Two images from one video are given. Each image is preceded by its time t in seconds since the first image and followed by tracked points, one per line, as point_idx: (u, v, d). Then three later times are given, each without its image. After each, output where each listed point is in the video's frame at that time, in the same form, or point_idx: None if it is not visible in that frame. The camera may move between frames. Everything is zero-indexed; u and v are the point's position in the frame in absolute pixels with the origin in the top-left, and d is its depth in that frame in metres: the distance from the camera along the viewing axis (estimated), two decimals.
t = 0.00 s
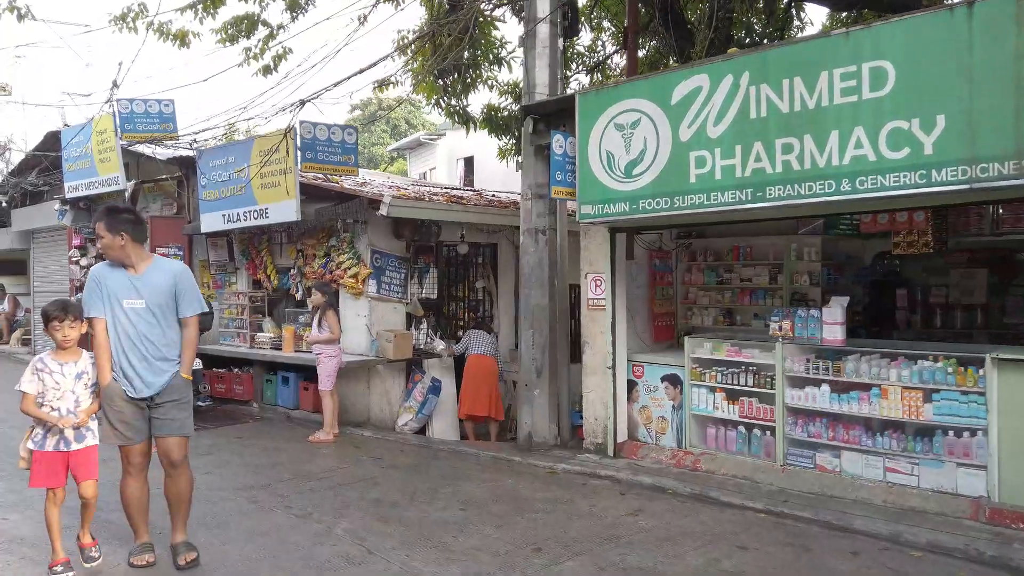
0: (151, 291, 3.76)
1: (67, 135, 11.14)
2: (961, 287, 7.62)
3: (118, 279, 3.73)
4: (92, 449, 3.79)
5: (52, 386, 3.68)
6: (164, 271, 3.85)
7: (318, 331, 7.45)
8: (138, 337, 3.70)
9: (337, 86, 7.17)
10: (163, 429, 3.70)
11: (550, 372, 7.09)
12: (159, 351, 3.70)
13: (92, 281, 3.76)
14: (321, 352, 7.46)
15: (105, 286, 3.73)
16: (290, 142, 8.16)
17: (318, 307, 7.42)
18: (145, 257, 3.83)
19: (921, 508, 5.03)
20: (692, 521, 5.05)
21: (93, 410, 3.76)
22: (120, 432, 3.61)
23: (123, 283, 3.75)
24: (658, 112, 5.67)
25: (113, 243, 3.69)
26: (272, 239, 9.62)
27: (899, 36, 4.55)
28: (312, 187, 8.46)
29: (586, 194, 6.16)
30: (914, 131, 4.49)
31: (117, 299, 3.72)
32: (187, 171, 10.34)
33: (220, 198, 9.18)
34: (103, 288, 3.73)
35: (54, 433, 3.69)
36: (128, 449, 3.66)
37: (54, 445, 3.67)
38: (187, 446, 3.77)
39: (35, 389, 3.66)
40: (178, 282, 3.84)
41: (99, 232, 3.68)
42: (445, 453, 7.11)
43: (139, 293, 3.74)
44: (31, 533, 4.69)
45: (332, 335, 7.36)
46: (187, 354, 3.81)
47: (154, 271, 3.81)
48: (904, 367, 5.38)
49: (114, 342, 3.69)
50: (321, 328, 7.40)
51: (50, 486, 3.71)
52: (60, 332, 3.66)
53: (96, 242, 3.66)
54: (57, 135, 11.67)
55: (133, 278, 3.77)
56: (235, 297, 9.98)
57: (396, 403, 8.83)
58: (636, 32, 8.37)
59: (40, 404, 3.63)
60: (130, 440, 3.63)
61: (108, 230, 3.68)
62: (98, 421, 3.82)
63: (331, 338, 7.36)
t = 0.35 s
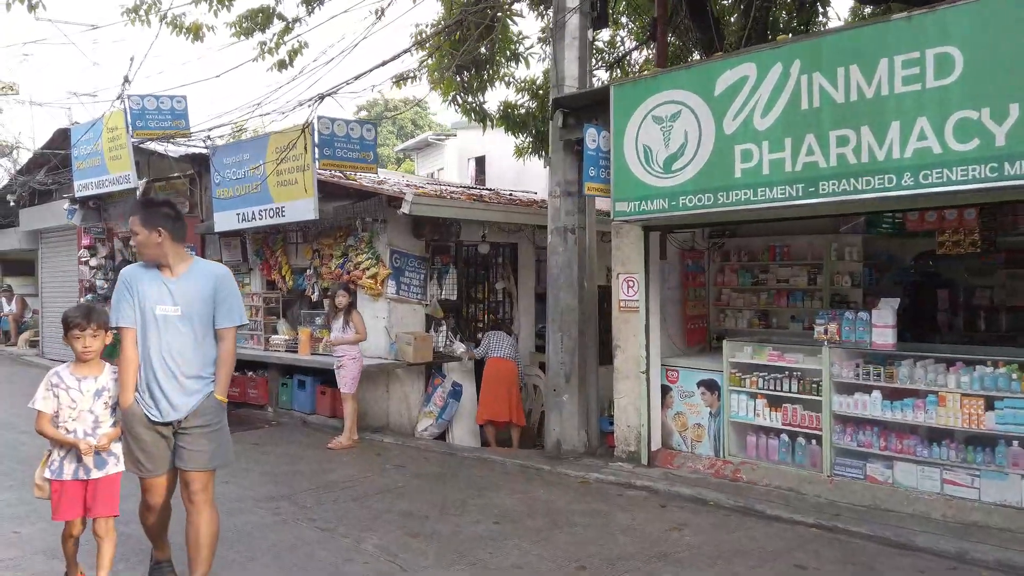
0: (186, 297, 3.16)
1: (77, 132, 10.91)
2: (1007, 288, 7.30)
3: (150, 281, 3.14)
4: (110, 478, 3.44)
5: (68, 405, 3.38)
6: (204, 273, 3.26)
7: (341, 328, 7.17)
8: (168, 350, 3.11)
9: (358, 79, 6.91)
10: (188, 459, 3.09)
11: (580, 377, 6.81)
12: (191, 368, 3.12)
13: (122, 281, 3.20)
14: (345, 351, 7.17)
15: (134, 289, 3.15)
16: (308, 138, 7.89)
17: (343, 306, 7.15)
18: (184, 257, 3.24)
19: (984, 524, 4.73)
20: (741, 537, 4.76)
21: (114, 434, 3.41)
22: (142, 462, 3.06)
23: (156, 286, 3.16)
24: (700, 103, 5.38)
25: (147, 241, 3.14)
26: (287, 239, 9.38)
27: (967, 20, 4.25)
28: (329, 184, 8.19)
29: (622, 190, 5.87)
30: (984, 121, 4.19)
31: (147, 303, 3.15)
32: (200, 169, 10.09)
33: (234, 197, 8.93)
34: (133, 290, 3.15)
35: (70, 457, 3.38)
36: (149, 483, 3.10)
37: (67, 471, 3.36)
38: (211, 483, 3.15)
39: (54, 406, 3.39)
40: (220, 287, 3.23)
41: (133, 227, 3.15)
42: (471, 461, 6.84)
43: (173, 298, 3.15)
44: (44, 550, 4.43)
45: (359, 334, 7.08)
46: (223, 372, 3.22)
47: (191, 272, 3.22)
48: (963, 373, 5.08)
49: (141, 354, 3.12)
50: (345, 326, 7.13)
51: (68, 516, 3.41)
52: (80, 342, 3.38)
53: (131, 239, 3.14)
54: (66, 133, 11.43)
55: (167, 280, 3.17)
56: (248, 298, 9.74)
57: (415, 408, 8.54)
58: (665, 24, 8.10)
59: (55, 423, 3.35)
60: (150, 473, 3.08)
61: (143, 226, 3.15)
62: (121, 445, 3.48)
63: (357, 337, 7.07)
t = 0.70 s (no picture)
0: (230, 297, 2.72)
1: (87, 129, 10.68)
2: None
3: (189, 278, 2.67)
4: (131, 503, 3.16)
5: (87, 420, 3.13)
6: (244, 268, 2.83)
7: (363, 329, 6.92)
8: (213, 358, 2.66)
9: (381, 72, 6.90)
10: (233, 484, 2.69)
11: (611, 381, 6.54)
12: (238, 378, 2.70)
13: (149, 276, 2.69)
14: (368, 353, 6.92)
15: (169, 286, 2.66)
16: (326, 134, 7.63)
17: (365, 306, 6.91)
18: (226, 251, 2.80)
19: None
20: (794, 552, 4.50)
21: (129, 455, 3.13)
22: (182, 479, 2.57)
23: (195, 283, 2.69)
24: (746, 95, 5.12)
25: (209, 227, 2.65)
26: (304, 237, 9.15)
27: None
28: (349, 182, 7.96)
29: (662, 187, 5.59)
30: None
31: (184, 300, 2.67)
32: (213, 167, 9.86)
33: (250, 194, 8.68)
34: (168, 287, 2.66)
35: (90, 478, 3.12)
36: (186, 505, 2.59)
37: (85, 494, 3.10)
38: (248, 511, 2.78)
39: (72, 422, 3.14)
40: (264, 287, 2.83)
41: (184, 210, 2.64)
42: (498, 468, 6.58)
43: (217, 298, 2.70)
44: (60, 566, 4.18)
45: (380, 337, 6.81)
46: (269, 384, 2.81)
47: (236, 269, 2.78)
48: None
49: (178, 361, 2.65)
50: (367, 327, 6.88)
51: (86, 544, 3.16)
52: (100, 349, 3.11)
53: (194, 227, 2.63)
54: (76, 130, 11.21)
55: (209, 277, 2.71)
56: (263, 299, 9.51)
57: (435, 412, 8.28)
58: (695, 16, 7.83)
59: (72, 441, 3.11)
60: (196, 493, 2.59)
61: (202, 209, 2.66)
62: (146, 466, 3.20)
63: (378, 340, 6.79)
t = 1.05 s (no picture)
0: (267, 303, 2.23)
1: (100, 124, 10.47)
2: None
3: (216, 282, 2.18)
4: (140, 555, 2.53)
5: (84, 455, 2.49)
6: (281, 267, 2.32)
7: (387, 330, 6.66)
8: (252, 378, 2.17)
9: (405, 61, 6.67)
10: (279, 532, 2.21)
11: (646, 384, 6.25)
12: (284, 404, 2.20)
13: (166, 282, 2.19)
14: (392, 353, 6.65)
15: (193, 294, 2.17)
16: (347, 127, 7.38)
17: (390, 306, 6.66)
18: (255, 246, 2.31)
19: None
20: (856, 569, 4.20)
21: (143, 488, 2.47)
22: (221, 535, 2.09)
23: (224, 288, 2.20)
24: (798, 81, 4.83)
25: (247, 216, 2.23)
26: (321, 235, 8.90)
27: None
28: (369, 177, 7.69)
29: (705, 180, 5.30)
30: None
31: (212, 311, 2.16)
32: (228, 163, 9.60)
33: (266, 190, 8.42)
34: (190, 295, 2.17)
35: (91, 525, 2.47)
36: (226, 565, 2.12)
37: (82, 546, 2.47)
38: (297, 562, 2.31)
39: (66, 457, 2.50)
40: (304, 288, 2.33)
41: (213, 194, 2.20)
42: (528, 475, 6.30)
43: (251, 304, 2.21)
44: None
45: (404, 338, 6.57)
46: (316, 409, 2.32)
47: (270, 268, 2.29)
48: None
49: (209, 387, 2.15)
50: (391, 327, 6.63)
51: None
52: (95, 366, 2.50)
53: (230, 218, 2.19)
54: (88, 126, 10.98)
55: (239, 280, 2.22)
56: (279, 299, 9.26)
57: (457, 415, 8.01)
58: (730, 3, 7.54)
59: (65, 480, 2.47)
60: (236, 552, 2.12)
61: (238, 192, 2.21)
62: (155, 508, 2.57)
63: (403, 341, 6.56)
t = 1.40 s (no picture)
0: (342, 313, 1.83)
1: (122, 123, 10.29)
2: None
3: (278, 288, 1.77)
4: None
5: (106, 505, 2.16)
6: (351, 263, 1.92)
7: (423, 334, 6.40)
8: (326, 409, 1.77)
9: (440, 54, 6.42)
10: None
11: (695, 392, 5.92)
12: (361, 436, 1.81)
13: (211, 287, 1.75)
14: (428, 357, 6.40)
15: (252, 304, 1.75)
16: (376, 125, 7.13)
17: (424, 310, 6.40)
18: (323, 240, 1.92)
19: None
20: None
21: (188, 539, 2.21)
22: None
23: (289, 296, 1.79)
24: (869, 70, 4.49)
25: (323, 207, 1.86)
26: (348, 236, 8.65)
27: None
28: (398, 175, 7.41)
29: (766, 177, 4.97)
30: None
31: (271, 324, 1.75)
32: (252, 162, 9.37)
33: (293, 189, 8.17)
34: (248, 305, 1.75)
35: None
36: None
37: None
38: None
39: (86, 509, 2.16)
40: (380, 291, 1.94)
41: (287, 173, 1.82)
42: (570, 488, 6.00)
43: (323, 315, 1.80)
44: None
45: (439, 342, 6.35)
46: (402, 433, 1.95)
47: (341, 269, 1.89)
48: None
49: (271, 421, 1.75)
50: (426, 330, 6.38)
51: None
52: (118, 395, 2.20)
53: (306, 209, 1.83)
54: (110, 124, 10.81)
55: (307, 284, 1.82)
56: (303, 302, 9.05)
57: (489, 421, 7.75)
58: None
59: (89, 535, 2.15)
60: None
61: (316, 174, 1.85)
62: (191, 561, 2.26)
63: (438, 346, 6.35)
